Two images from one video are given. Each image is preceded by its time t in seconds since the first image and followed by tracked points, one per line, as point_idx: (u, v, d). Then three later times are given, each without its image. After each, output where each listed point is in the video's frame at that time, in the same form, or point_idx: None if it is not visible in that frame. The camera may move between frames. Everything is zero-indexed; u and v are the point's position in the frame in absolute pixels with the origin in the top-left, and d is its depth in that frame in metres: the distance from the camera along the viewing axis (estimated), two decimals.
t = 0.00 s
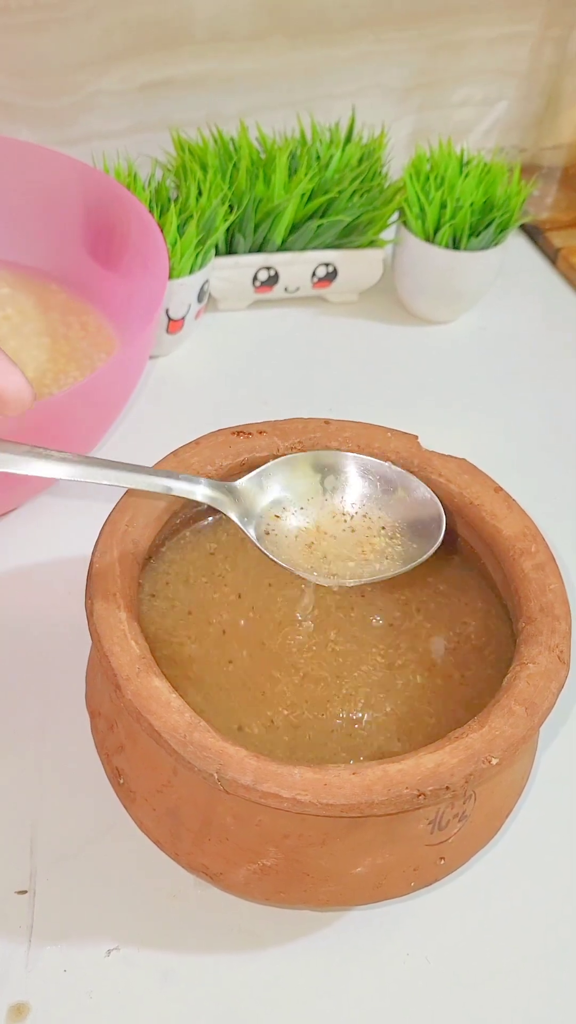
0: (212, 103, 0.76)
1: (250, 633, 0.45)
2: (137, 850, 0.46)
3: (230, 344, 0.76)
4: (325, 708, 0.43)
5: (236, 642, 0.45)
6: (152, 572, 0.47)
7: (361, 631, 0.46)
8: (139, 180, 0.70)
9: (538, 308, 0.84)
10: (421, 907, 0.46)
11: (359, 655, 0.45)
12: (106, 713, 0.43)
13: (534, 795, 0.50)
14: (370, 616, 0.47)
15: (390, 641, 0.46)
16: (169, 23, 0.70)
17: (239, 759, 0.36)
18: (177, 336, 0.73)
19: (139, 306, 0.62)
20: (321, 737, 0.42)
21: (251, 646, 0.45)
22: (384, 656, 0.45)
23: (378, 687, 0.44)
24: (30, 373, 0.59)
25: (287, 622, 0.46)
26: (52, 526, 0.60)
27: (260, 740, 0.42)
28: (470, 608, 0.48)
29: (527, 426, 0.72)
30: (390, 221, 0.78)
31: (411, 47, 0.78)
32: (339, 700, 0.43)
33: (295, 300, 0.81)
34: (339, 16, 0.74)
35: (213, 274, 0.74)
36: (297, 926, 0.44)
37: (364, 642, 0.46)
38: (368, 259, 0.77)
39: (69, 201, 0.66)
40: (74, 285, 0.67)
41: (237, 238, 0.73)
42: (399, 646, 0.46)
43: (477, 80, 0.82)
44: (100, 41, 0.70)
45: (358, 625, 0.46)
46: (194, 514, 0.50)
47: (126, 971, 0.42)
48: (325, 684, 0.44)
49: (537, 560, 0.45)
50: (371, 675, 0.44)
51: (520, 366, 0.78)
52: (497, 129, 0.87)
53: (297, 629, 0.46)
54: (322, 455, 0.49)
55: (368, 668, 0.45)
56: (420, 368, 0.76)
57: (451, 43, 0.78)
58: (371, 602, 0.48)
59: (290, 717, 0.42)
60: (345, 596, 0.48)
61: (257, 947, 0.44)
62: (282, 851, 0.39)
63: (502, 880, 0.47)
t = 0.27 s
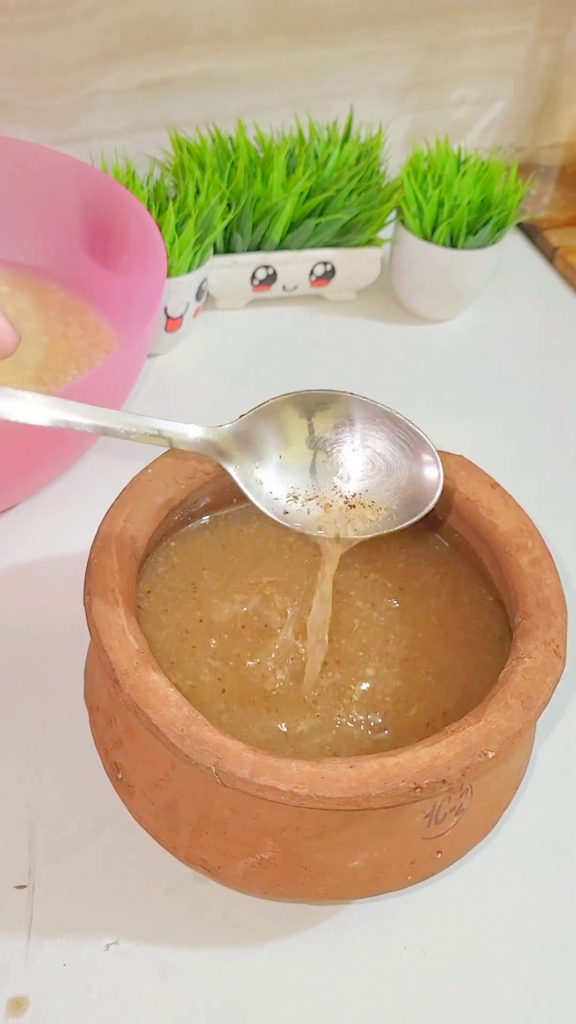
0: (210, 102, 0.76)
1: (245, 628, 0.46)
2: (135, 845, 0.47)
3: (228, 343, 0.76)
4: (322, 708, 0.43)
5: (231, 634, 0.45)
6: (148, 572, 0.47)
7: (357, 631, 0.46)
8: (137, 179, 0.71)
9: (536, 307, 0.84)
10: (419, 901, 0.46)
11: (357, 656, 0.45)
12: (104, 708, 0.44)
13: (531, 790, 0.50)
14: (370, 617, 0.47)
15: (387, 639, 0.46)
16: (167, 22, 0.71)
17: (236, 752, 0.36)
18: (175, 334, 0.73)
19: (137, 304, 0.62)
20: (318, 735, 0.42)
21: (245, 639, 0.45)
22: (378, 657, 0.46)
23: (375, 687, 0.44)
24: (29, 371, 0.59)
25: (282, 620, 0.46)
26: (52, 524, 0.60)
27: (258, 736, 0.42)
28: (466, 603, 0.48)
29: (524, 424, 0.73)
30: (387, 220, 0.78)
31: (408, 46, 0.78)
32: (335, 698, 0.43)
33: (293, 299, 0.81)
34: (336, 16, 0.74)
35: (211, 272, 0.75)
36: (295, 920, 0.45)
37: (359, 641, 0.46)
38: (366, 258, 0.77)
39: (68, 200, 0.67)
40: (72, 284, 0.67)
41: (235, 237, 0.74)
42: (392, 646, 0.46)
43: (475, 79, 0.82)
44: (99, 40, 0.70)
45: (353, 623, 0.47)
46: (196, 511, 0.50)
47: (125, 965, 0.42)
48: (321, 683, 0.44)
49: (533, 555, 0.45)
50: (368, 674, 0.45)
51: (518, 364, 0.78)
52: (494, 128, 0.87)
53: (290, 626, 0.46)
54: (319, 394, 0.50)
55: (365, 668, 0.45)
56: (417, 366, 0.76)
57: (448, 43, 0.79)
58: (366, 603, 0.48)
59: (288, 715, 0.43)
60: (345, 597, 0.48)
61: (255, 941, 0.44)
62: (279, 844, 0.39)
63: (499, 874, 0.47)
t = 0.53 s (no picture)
0: (209, 102, 0.77)
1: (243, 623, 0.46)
2: (134, 841, 0.47)
3: (226, 342, 0.77)
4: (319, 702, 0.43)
5: (232, 630, 0.45)
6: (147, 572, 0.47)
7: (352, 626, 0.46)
8: (136, 178, 0.71)
9: (534, 306, 0.84)
10: (417, 896, 0.46)
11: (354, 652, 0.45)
12: (103, 704, 0.44)
13: (529, 785, 0.51)
14: (365, 612, 0.47)
15: (385, 635, 0.46)
16: (166, 22, 0.71)
17: (234, 747, 0.37)
18: (174, 333, 0.73)
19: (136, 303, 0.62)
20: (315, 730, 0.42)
21: (244, 634, 0.45)
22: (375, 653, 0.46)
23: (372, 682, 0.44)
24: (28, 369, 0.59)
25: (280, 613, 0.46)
26: (50, 521, 0.61)
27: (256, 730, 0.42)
28: (464, 600, 0.48)
29: (522, 422, 0.73)
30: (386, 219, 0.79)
31: (406, 46, 0.78)
32: (333, 694, 0.44)
33: (292, 298, 0.81)
34: (334, 16, 0.74)
35: (210, 271, 0.75)
36: (293, 915, 0.45)
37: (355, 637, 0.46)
38: (365, 257, 0.77)
39: (67, 199, 0.67)
40: (71, 283, 0.67)
41: (234, 237, 0.74)
42: (390, 642, 0.46)
43: (473, 79, 0.83)
44: (97, 40, 0.70)
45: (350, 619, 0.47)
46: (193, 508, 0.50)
47: (124, 961, 0.43)
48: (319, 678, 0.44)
49: (530, 551, 0.45)
50: (363, 669, 0.45)
51: (516, 363, 0.78)
52: (492, 128, 0.88)
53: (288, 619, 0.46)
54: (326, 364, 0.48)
55: (362, 662, 0.45)
56: (415, 365, 0.77)
57: (446, 43, 0.79)
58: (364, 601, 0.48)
59: (284, 709, 0.43)
60: (340, 592, 0.48)
61: (254, 937, 0.44)
62: (278, 839, 0.39)
63: (497, 869, 0.47)
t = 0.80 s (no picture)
0: (207, 102, 0.77)
1: (240, 620, 0.46)
2: (133, 834, 0.47)
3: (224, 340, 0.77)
4: (317, 697, 0.44)
5: (230, 627, 0.46)
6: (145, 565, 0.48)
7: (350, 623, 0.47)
8: (135, 177, 0.71)
9: (532, 305, 0.84)
10: (413, 888, 0.46)
11: (351, 646, 0.46)
12: (102, 697, 0.44)
13: (525, 780, 0.51)
14: (363, 607, 0.48)
15: (380, 628, 0.47)
16: (165, 22, 0.71)
17: (232, 738, 0.37)
18: (173, 331, 0.74)
19: (135, 301, 0.63)
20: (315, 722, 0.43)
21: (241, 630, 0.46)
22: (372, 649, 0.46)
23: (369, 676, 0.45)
24: (28, 367, 0.59)
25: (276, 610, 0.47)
26: (50, 518, 0.61)
27: (252, 723, 0.42)
28: (460, 595, 0.49)
29: (519, 420, 0.73)
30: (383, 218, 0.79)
31: (404, 46, 0.78)
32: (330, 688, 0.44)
33: (290, 297, 0.82)
34: (332, 16, 0.74)
35: (209, 270, 0.75)
36: (291, 907, 0.45)
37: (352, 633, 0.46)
38: (363, 255, 0.78)
39: (66, 197, 0.67)
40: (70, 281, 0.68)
41: (232, 236, 0.74)
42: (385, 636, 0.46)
43: (470, 79, 0.83)
44: (97, 40, 0.71)
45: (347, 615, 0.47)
46: (191, 503, 0.50)
47: (122, 953, 0.43)
48: (318, 673, 0.44)
49: (526, 547, 0.45)
50: (362, 663, 0.45)
51: (514, 361, 0.79)
52: (490, 128, 0.88)
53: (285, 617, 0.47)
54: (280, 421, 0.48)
55: (359, 656, 0.45)
56: (412, 363, 0.77)
57: (444, 42, 0.79)
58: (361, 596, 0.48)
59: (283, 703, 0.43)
60: (337, 588, 0.48)
61: (252, 929, 0.44)
62: (275, 831, 0.39)
63: (492, 862, 0.48)
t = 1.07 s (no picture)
0: (207, 101, 0.78)
1: (239, 610, 0.47)
2: (132, 821, 0.48)
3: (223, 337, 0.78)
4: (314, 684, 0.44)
5: (229, 617, 0.46)
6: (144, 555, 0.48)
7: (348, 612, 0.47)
8: (135, 176, 0.72)
9: (528, 303, 0.85)
10: (409, 874, 0.47)
11: (348, 633, 0.46)
12: (101, 684, 0.45)
13: (519, 769, 0.52)
14: (359, 597, 0.48)
15: (375, 617, 0.47)
16: (165, 23, 0.72)
17: (228, 724, 0.38)
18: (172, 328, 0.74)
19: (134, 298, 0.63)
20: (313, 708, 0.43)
21: (240, 620, 0.46)
22: (369, 638, 0.46)
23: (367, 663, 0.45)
24: (28, 363, 0.60)
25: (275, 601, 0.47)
26: (50, 511, 0.62)
27: (250, 710, 0.43)
28: (455, 586, 0.49)
29: (515, 417, 0.74)
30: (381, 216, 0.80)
31: (402, 47, 0.79)
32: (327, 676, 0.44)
33: (288, 294, 0.82)
34: (330, 18, 0.75)
35: (208, 267, 0.76)
36: (288, 893, 0.46)
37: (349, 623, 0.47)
38: (361, 253, 0.78)
39: (67, 195, 0.68)
40: (70, 278, 0.68)
41: (231, 233, 0.75)
42: (381, 625, 0.47)
43: (468, 79, 0.84)
44: (97, 40, 0.71)
45: (345, 605, 0.48)
46: (190, 496, 0.51)
47: (120, 938, 0.43)
48: (315, 661, 0.45)
49: (520, 537, 0.46)
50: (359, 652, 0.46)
51: (511, 359, 0.79)
52: (487, 127, 0.89)
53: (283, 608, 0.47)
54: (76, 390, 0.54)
55: (357, 643, 0.46)
56: (410, 360, 0.78)
57: (442, 43, 0.80)
58: (359, 587, 0.49)
59: (281, 690, 0.44)
60: (335, 578, 0.49)
61: (249, 914, 0.45)
62: (272, 815, 0.40)
63: (486, 849, 0.48)
